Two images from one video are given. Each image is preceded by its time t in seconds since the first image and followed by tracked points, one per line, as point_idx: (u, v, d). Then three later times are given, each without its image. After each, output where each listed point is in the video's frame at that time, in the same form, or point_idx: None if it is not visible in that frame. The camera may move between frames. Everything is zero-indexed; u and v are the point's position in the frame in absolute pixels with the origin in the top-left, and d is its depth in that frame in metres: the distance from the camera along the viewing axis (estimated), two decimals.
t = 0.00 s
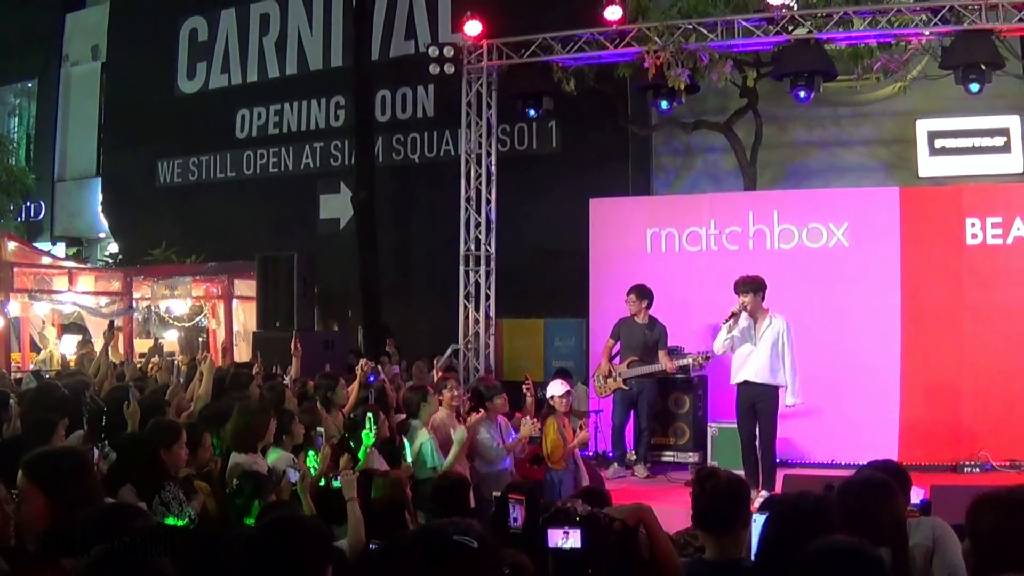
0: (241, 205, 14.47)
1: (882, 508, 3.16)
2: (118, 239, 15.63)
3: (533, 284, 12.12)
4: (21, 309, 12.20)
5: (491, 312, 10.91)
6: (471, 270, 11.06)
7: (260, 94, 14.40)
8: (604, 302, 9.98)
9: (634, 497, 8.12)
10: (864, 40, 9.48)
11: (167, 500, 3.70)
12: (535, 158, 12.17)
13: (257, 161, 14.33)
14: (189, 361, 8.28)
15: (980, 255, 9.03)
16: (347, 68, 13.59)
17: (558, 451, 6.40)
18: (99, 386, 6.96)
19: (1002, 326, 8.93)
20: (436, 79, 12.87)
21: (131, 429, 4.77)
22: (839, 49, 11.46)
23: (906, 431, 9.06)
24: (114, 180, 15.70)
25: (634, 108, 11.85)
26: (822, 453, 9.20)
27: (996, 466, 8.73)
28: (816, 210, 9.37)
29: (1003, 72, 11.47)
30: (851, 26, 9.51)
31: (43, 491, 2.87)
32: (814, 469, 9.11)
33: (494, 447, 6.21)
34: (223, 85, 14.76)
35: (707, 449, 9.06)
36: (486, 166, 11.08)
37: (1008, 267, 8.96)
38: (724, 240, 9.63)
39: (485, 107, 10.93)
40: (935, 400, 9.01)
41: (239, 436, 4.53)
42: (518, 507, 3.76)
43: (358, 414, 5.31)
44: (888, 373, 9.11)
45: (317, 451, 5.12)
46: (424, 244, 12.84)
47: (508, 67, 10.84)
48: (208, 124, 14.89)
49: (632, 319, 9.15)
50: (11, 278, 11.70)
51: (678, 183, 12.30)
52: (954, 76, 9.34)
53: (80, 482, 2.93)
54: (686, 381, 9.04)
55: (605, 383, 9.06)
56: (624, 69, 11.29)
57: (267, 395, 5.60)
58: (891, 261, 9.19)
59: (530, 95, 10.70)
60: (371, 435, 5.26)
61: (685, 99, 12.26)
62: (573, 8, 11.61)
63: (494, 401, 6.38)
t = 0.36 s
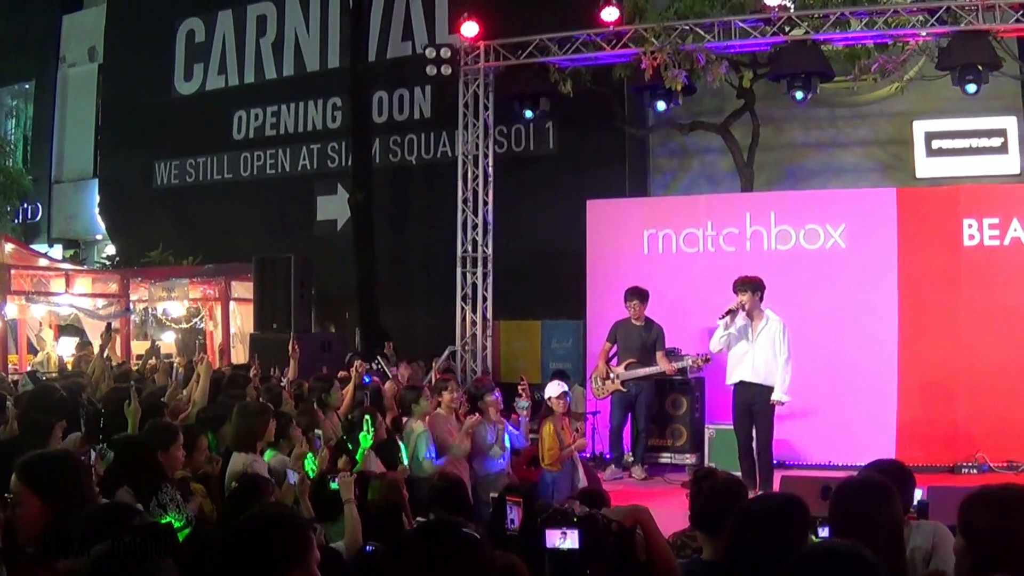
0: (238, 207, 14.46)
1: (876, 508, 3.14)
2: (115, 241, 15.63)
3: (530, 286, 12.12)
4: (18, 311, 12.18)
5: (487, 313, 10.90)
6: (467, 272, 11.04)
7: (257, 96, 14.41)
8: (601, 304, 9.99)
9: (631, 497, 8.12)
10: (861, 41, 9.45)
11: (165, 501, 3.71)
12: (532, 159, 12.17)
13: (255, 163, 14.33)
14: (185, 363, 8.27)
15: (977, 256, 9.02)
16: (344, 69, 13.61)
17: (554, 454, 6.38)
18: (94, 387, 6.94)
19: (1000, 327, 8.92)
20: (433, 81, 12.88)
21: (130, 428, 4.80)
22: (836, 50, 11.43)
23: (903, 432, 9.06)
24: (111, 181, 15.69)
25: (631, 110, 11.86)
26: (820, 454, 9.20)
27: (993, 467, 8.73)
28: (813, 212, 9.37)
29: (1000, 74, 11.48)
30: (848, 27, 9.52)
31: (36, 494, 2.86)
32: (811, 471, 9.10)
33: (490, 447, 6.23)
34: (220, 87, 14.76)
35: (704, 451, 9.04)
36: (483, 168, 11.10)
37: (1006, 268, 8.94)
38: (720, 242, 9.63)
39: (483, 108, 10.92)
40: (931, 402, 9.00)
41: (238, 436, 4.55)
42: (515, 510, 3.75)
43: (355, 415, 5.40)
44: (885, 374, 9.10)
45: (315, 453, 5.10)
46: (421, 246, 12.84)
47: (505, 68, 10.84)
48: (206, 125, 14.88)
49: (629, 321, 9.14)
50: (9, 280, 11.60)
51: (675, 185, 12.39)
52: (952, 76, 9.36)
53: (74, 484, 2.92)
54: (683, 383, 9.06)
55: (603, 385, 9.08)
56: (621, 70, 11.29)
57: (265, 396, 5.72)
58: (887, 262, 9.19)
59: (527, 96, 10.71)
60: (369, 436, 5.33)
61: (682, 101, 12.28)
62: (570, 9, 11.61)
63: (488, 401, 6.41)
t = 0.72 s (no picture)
0: (237, 207, 14.46)
1: (875, 511, 3.14)
2: (114, 241, 15.64)
3: (529, 287, 12.12)
4: (17, 311, 12.18)
5: (486, 314, 10.90)
6: (466, 273, 11.03)
7: (257, 96, 14.41)
8: (600, 306, 9.98)
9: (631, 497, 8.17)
10: (860, 42, 9.40)
11: (163, 502, 3.64)
12: (531, 160, 12.18)
13: (254, 163, 14.33)
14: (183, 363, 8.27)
15: (977, 258, 9.03)
16: (344, 70, 13.61)
17: (557, 457, 6.38)
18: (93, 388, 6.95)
19: (999, 329, 8.93)
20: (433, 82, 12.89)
21: (130, 426, 4.85)
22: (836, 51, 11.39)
23: (902, 434, 9.06)
24: (111, 181, 15.69)
25: (630, 111, 11.86)
26: (819, 456, 9.19)
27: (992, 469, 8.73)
28: (812, 214, 9.38)
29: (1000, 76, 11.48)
30: (848, 29, 9.53)
31: (33, 493, 2.86)
32: (810, 473, 9.10)
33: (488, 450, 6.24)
34: (219, 87, 14.76)
35: (704, 453, 9.05)
36: (483, 169, 11.10)
37: (1005, 270, 8.96)
38: (719, 244, 9.63)
39: (482, 109, 10.93)
40: (931, 403, 9.00)
41: (239, 437, 4.57)
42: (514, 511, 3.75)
43: (354, 419, 5.29)
44: (884, 376, 9.10)
45: (314, 454, 5.08)
46: (420, 247, 12.84)
47: (504, 68, 10.83)
48: (205, 125, 14.88)
49: (629, 323, 9.13)
50: (8, 280, 11.61)
51: (674, 187, 12.44)
52: (953, 77, 9.44)
53: (71, 485, 2.91)
54: (682, 385, 9.06)
55: (603, 387, 9.10)
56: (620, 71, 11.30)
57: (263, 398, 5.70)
58: (887, 264, 9.19)
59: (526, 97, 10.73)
60: (369, 439, 5.23)
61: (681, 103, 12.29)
62: (570, 11, 11.61)
63: (479, 402, 6.42)
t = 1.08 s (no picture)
0: (237, 208, 14.46)
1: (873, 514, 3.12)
2: (114, 242, 15.64)
3: (528, 288, 12.12)
4: (16, 312, 12.18)
5: (486, 315, 10.91)
6: (466, 275, 11.00)
7: (256, 97, 14.41)
8: (599, 308, 9.98)
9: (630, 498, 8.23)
10: (860, 44, 9.40)
11: (161, 503, 3.66)
12: (530, 161, 12.18)
13: (254, 164, 14.33)
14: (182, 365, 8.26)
15: (976, 260, 9.04)
16: (343, 71, 13.62)
17: (554, 456, 6.40)
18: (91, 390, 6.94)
19: (998, 331, 8.93)
20: (432, 83, 12.90)
21: (127, 429, 4.80)
22: (836, 53, 11.42)
23: (901, 436, 9.06)
24: (110, 182, 15.68)
25: (630, 113, 11.85)
26: (818, 457, 9.20)
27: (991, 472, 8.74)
28: (812, 215, 9.38)
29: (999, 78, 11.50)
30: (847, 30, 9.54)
31: (31, 492, 2.88)
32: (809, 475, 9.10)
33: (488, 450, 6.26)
34: (219, 88, 14.76)
35: (702, 454, 9.16)
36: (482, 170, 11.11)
37: (1004, 272, 8.97)
38: (718, 246, 9.64)
39: (481, 110, 10.93)
40: (930, 406, 9.00)
41: (237, 438, 4.57)
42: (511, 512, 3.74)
43: (355, 419, 5.32)
44: (883, 377, 9.10)
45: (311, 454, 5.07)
46: (419, 248, 12.84)
47: (504, 70, 10.84)
48: (204, 126, 14.88)
49: (627, 325, 9.11)
50: (8, 280, 11.63)
51: (673, 189, 12.44)
52: (952, 79, 9.43)
53: (66, 483, 2.91)
54: (681, 386, 9.14)
55: (602, 388, 9.08)
56: (619, 73, 11.31)
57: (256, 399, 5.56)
58: (886, 266, 9.19)
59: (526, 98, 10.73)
60: (369, 439, 5.26)
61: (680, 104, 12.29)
62: (569, 12, 11.61)
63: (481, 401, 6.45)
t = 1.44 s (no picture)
0: (237, 209, 14.46)
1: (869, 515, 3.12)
2: (114, 242, 15.65)
3: (528, 289, 12.12)
4: (16, 312, 12.19)
5: (486, 316, 10.90)
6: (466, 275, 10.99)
7: (256, 97, 14.41)
8: (600, 308, 9.98)
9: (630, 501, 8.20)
10: (860, 45, 9.38)
11: (161, 504, 3.64)
12: (530, 162, 12.18)
13: (254, 165, 14.32)
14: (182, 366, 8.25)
15: (976, 260, 9.04)
16: (343, 71, 13.61)
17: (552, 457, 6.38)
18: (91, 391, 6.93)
19: (997, 331, 8.93)
20: (432, 84, 12.90)
21: (127, 430, 4.81)
22: (836, 54, 11.44)
23: (901, 436, 9.05)
24: (110, 182, 15.68)
25: (630, 114, 11.84)
26: (818, 458, 9.20)
27: (991, 472, 8.73)
28: (812, 215, 9.38)
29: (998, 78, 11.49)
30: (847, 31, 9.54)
31: (27, 497, 2.81)
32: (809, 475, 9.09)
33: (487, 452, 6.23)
34: (219, 89, 14.76)
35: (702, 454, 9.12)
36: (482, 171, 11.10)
37: (1003, 272, 8.97)
38: (718, 246, 9.63)
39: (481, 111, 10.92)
40: (929, 406, 9.00)
41: (237, 439, 4.58)
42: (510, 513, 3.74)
43: (354, 421, 5.30)
44: (883, 377, 9.11)
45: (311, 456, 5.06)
46: (419, 249, 12.84)
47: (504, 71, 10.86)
48: (204, 126, 14.88)
49: (628, 326, 9.13)
50: (8, 281, 11.65)
51: (673, 190, 12.44)
52: (952, 80, 9.42)
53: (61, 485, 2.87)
54: (682, 387, 9.12)
55: (602, 389, 9.06)
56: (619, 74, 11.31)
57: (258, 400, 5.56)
58: (886, 266, 9.19)
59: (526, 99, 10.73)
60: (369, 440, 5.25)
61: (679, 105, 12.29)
62: (569, 14, 11.61)
63: (482, 404, 6.42)
